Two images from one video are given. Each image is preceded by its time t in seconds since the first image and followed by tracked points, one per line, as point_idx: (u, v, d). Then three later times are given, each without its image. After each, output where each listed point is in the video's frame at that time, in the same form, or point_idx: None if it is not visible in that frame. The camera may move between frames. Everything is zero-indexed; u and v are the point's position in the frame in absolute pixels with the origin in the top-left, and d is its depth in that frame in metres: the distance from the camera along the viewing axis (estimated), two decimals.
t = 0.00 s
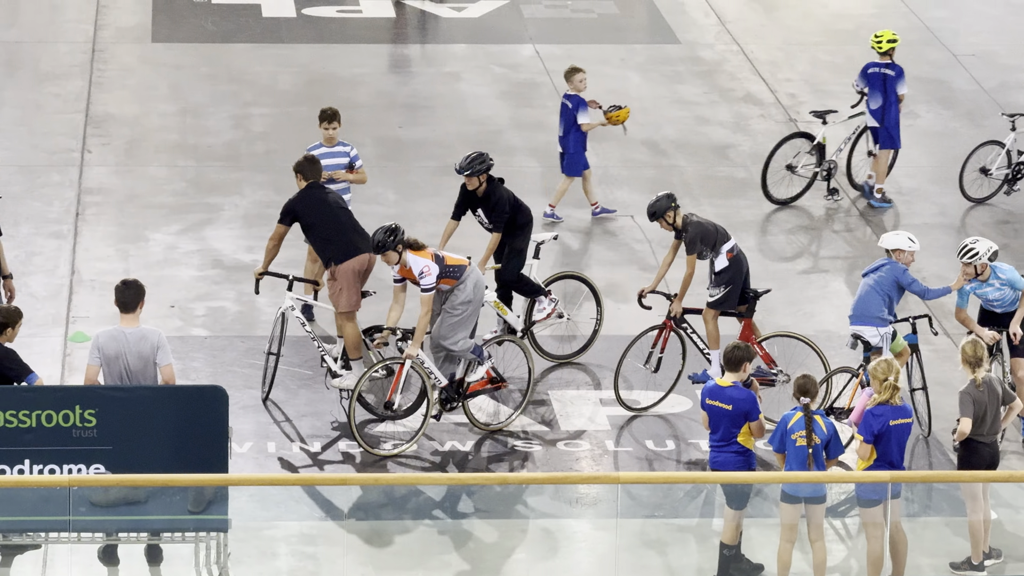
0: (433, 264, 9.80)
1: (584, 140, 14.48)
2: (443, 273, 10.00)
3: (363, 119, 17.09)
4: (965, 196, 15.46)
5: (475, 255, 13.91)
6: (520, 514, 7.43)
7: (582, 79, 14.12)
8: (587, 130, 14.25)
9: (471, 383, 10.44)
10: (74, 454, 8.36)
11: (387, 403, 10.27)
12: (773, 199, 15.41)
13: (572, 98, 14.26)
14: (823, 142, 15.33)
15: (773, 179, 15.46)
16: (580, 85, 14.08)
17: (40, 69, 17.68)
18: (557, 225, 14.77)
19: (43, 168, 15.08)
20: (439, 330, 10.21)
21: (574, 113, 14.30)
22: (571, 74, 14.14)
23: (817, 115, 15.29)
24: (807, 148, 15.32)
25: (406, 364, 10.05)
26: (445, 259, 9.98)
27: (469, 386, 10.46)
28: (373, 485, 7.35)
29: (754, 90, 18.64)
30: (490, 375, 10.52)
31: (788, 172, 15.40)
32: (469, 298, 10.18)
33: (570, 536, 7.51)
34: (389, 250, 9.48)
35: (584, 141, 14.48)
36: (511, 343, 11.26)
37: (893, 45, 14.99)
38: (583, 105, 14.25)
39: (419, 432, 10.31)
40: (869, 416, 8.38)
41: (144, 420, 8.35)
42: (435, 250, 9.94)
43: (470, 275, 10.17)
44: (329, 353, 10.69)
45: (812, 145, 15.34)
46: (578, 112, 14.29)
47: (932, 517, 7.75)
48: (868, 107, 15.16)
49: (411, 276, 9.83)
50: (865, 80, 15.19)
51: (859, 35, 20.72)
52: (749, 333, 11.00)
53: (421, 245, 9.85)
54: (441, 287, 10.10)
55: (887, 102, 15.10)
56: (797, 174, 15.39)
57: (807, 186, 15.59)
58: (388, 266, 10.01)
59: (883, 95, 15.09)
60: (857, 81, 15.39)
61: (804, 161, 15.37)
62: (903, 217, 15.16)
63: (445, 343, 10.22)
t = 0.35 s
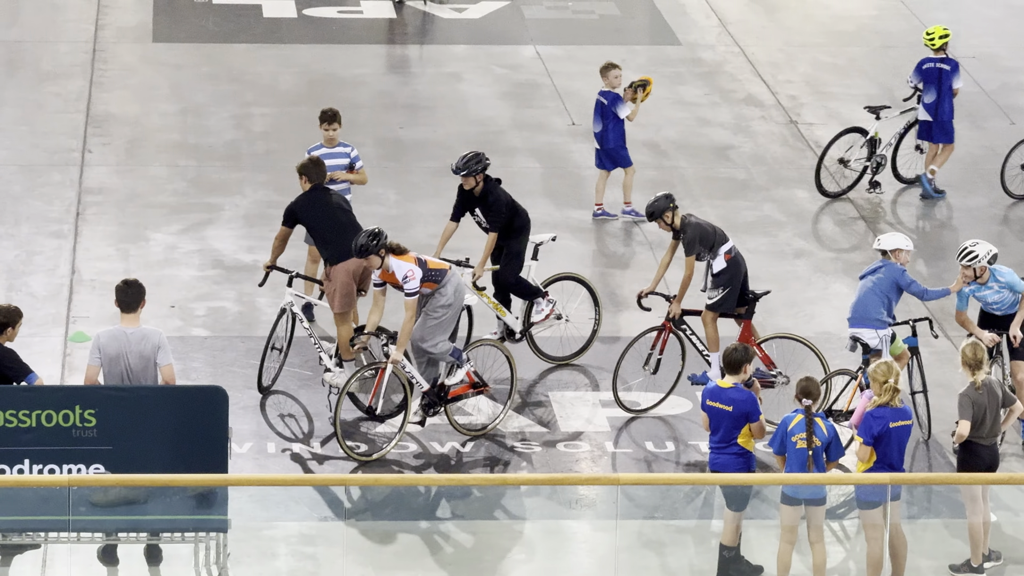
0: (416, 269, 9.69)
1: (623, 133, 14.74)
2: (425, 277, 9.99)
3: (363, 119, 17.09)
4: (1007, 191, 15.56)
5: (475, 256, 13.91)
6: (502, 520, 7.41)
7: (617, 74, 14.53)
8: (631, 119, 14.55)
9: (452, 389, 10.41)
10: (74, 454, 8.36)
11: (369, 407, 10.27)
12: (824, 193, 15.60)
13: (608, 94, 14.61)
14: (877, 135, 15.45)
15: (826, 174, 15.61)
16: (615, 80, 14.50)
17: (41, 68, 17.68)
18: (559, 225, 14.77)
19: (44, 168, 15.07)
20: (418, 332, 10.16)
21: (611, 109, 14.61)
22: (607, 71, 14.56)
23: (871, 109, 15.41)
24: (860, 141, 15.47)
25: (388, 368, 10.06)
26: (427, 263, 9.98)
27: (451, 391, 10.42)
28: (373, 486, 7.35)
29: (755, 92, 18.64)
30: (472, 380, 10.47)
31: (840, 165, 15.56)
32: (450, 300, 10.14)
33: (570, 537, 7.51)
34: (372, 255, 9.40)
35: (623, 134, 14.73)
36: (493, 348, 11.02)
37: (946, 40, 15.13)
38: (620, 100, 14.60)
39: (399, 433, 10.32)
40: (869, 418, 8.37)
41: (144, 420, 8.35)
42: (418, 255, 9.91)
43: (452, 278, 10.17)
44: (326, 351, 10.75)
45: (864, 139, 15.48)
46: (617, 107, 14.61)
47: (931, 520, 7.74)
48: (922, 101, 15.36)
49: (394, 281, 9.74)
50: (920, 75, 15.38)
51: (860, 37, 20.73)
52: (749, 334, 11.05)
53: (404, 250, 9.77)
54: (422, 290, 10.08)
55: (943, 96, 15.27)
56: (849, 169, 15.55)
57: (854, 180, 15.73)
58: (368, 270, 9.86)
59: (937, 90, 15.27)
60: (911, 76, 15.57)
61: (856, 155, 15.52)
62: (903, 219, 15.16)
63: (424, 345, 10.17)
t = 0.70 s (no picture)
0: (398, 269, 9.62)
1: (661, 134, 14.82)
2: (407, 278, 9.89)
3: (364, 117, 17.09)
4: None
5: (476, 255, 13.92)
6: (487, 524, 7.38)
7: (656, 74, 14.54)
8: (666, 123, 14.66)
9: (436, 390, 10.32)
10: (74, 451, 8.37)
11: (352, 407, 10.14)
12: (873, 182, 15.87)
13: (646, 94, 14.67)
14: (926, 128, 15.64)
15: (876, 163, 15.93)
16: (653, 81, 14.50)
17: (42, 66, 17.68)
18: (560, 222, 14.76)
19: (45, 165, 15.07)
20: (399, 331, 10.08)
21: (649, 109, 14.72)
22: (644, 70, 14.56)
23: (920, 103, 15.55)
24: (909, 134, 15.70)
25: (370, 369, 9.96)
26: (410, 264, 9.87)
27: (434, 393, 10.34)
28: (373, 483, 7.35)
29: (756, 91, 18.64)
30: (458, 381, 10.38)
31: (889, 157, 15.83)
32: (433, 303, 10.07)
33: (570, 536, 7.51)
34: (353, 253, 9.34)
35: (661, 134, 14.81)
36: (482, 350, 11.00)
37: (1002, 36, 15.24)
38: (657, 101, 14.68)
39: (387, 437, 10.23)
40: (869, 417, 8.37)
41: (144, 418, 8.35)
42: (401, 255, 9.81)
43: (435, 280, 10.07)
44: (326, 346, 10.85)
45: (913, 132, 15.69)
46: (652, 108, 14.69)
47: (931, 518, 7.75)
48: (977, 97, 15.49)
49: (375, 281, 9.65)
50: (974, 70, 15.45)
51: (861, 36, 20.73)
52: (750, 332, 11.01)
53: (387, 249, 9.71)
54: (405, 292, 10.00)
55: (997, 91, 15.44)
56: (897, 160, 15.77)
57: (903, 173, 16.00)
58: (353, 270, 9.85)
59: (993, 84, 15.40)
60: (964, 70, 15.65)
61: (905, 146, 15.74)
62: (904, 218, 15.16)
63: (404, 345, 10.08)
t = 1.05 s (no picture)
0: (385, 269, 9.55)
1: (683, 133, 14.98)
2: (393, 277, 9.84)
3: (366, 113, 17.08)
4: None
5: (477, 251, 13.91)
6: (471, 522, 7.41)
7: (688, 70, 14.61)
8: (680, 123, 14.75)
9: (421, 390, 10.25)
10: (74, 447, 8.37)
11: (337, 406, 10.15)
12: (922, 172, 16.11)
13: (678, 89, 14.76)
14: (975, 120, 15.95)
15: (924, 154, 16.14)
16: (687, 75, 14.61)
17: (43, 61, 17.68)
18: (562, 218, 14.75)
19: (46, 161, 15.07)
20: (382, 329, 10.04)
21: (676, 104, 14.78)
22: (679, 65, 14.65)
23: (972, 95, 15.84)
24: (958, 125, 16.00)
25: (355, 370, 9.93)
26: (396, 263, 9.82)
27: (420, 393, 10.27)
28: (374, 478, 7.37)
29: (757, 87, 18.62)
30: (445, 382, 10.33)
31: (939, 147, 16.09)
32: (418, 301, 10.02)
33: (571, 532, 7.51)
34: (339, 251, 9.29)
35: (683, 134, 14.98)
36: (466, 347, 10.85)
37: None
38: (683, 98, 14.70)
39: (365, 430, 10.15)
40: (869, 413, 8.38)
41: (146, 413, 8.36)
42: (386, 255, 9.76)
43: (421, 278, 10.01)
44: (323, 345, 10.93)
45: (963, 123, 16.01)
46: (679, 102, 14.75)
47: (933, 515, 7.76)
48: None
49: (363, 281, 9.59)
50: None
51: (863, 33, 20.71)
52: (753, 329, 11.08)
53: (374, 249, 9.63)
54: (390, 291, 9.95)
55: None
56: (948, 150, 16.05)
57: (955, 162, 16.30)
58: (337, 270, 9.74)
59: None
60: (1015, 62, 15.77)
61: (955, 138, 16.03)
62: (906, 215, 15.15)
63: (388, 343, 10.03)
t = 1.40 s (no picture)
0: (374, 269, 9.52)
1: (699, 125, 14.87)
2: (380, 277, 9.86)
3: (365, 111, 17.07)
4: None
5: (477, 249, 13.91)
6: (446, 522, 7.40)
7: (715, 63, 14.49)
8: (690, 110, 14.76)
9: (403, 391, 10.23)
10: (74, 444, 8.36)
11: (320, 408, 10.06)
12: (965, 163, 16.37)
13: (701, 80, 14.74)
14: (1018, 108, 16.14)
15: (967, 145, 16.36)
16: (714, 68, 14.51)
17: (43, 59, 17.66)
18: (562, 215, 14.75)
19: (46, 159, 15.07)
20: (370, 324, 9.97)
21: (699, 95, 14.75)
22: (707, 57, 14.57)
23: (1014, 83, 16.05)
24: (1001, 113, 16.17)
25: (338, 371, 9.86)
26: (383, 262, 9.84)
27: (401, 394, 10.26)
28: (373, 476, 7.36)
29: (757, 85, 18.61)
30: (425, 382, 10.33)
31: (982, 136, 16.26)
32: (406, 298, 10.07)
33: (571, 529, 7.50)
34: (328, 252, 9.26)
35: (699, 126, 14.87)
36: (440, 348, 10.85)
37: None
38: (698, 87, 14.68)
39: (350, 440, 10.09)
40: (869, 410, 8.39)
41: (145, 410, 8.36)
42: (374, 255, 9.78)
43: (406, 276, 10.06)
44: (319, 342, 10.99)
45: (1006, 111, 16.19)
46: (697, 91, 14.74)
47: (933, 512, 7.76)
48: None
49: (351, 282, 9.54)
50: None
51: (863, 30, 20.71)
52: (750, 327, 11.05)
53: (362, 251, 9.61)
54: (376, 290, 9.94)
55: None
56: (991, 139, 16.20)
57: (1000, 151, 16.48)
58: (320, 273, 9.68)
59: None
60: None
61: (997, 126, 16.19)
62: (905, 212, 15.14)
63: (376, 337, 9.96)
